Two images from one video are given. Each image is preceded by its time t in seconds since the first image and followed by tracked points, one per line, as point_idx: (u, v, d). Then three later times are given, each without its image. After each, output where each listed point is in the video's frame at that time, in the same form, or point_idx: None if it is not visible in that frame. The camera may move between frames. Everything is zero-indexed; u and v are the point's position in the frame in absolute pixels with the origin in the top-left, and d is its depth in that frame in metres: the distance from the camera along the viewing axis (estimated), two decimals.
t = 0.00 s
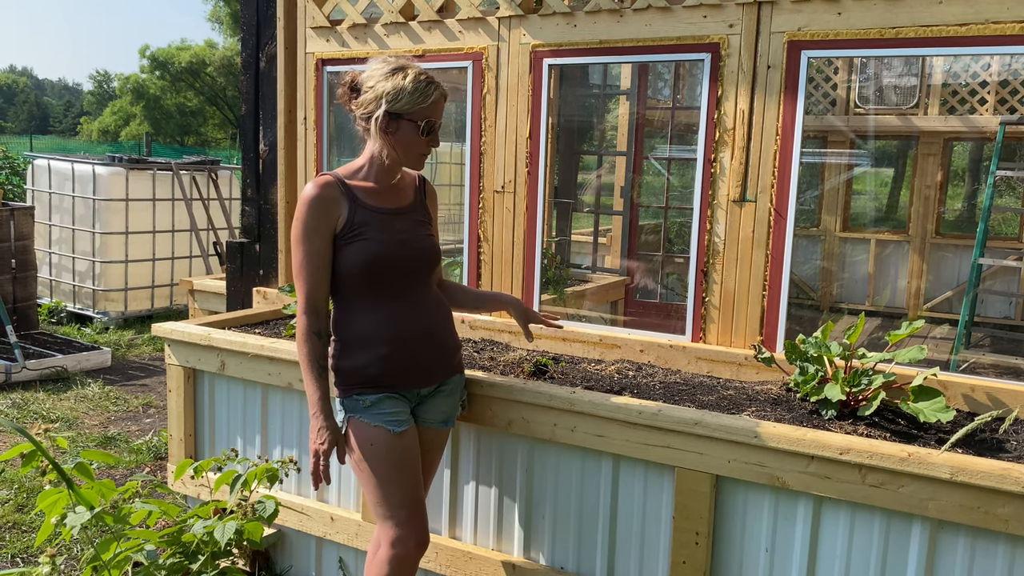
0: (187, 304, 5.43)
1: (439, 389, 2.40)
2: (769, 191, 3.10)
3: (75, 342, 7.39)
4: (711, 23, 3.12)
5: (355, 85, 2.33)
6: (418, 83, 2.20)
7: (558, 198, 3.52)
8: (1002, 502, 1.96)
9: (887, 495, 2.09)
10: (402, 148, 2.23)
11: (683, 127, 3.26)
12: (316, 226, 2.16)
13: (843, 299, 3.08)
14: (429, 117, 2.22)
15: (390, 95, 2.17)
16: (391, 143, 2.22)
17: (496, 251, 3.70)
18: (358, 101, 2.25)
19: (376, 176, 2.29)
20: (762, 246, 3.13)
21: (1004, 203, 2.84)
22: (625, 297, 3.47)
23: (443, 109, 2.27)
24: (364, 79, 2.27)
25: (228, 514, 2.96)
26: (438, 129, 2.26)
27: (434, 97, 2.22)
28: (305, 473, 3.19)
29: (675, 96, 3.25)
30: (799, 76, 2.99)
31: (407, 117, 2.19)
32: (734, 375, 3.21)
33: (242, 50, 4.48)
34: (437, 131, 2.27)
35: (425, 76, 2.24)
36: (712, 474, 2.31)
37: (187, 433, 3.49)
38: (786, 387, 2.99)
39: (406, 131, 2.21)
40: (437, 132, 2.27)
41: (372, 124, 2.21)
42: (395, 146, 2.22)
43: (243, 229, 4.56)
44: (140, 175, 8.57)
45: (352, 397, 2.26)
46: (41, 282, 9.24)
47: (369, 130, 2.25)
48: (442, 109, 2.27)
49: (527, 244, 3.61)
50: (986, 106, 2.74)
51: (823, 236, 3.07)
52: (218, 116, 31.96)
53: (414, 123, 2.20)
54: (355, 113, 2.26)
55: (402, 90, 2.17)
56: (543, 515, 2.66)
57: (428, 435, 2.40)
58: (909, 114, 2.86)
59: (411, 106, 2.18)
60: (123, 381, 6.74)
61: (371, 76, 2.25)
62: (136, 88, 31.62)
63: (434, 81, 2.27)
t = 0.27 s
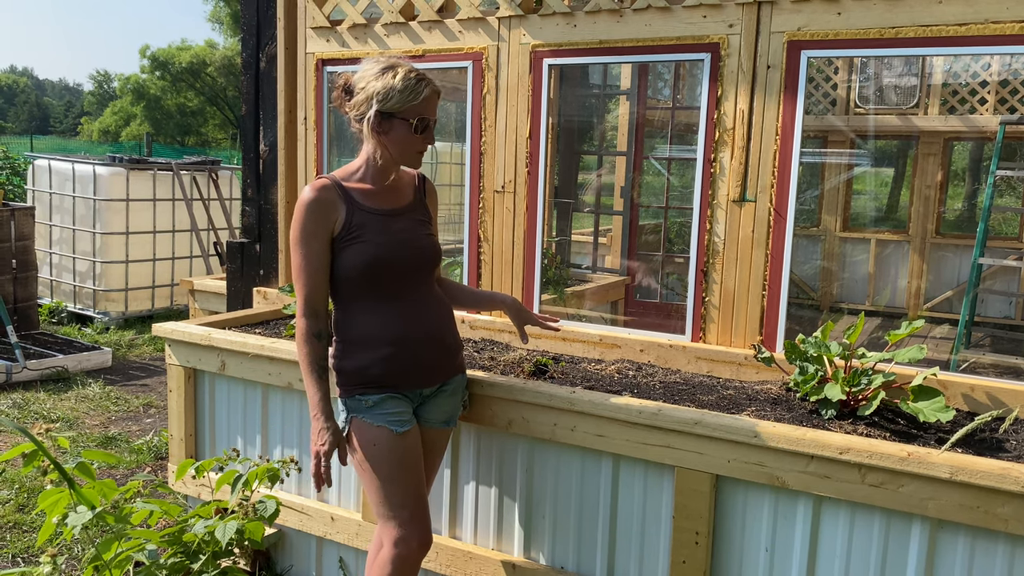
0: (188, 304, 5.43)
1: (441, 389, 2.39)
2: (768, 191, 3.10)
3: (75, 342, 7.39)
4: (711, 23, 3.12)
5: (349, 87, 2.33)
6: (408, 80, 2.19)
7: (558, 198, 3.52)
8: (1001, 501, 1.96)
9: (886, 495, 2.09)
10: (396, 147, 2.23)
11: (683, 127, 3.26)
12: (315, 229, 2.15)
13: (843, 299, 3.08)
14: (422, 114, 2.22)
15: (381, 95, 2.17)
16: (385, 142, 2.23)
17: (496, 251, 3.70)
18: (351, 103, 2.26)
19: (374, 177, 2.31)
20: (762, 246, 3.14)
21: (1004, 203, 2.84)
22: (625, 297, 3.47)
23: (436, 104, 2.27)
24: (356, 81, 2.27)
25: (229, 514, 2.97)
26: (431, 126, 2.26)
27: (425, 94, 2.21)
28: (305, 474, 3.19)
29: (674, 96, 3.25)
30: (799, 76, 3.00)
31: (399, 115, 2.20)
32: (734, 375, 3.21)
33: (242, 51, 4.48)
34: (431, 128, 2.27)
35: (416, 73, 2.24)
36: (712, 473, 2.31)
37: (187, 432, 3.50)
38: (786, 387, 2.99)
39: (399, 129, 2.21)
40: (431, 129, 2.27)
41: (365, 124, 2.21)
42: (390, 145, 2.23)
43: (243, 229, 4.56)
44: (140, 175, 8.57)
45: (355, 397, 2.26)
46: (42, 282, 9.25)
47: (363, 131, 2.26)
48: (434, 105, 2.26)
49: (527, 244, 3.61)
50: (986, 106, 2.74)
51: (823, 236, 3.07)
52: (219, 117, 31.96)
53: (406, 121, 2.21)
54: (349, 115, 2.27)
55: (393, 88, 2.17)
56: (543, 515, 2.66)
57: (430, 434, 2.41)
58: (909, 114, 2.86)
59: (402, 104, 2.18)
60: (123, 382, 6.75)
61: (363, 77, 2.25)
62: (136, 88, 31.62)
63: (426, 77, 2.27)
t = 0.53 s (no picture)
0: (188, 304, 5.43)
1: (440, 389, 2.39)
2: (768, 191, 3.10)
3: (75, 342, 7.39)
4: (711, 23, 3.12)
5: (342, 89, 2.33)
6: (402, 78, 2.19)
7: (558, 198, 3.53)
8: (1001, 501, 1.96)
9: (886, 495, 2.09)
10: (392, 145, 2.23)
11: (683, 127, 3.26)
12: (310, 230, 2.16)
13: (843, 299, 3.08)
14: (417, 111, 2.22)
15: (375, 94, 2.17)
16: (382, 141, 2.23)
17: (496, 251, 3.71)
18: (345, 105, 2.26)
19: (371, 178, 2.31)
20: (762, 246, 3.14)
21: (1004, 203, 2.84)
22: (625, 297, 3.47)
23: (430, 101, 2.27)
24: (350, 82, 2.28)
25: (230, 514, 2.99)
26: (427, 123, 2.25)
27: (420, 90, 2.21)
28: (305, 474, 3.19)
29: (675, 96, 3.25)
30: (799, 76, 3.00)
31: (394, 113, 2.19)
32: (734, 375, 3.21)
33: (242, 51, 4.48)
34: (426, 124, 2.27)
35: (409, 71, 2.24)
36: (712, 473, 2.31)
37: (187, 432, 3.50)
38: (786, 387, 2.99)
39: (395, 128, 2.21)
40: (427, 126, 2.27)
41: (359, 124, 2.21)
42: (385, 144, 2.23)
43: (243, 229, 4.56)
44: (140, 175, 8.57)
45: (354, 399, 2.26)
46: (42, 282, 9.25)
47: (359, 132, 2.26)
48: (429, 102, 2.26)
49: (527, 244, 3.61)
50: (986, 106, 2.74)
51: (823, 236, 3.07)
52: (218, 117, 31.96)
53: (401, 120, 2.20)
54: (344, 118, 2.28)
55: (387, 87, 2.17)
56: (543, 515, 2.66)
57: (429, 435, 2.41)
58: (909, 114, 2.86)
59: (397, 102, 2.18)
60: (123, 382, 6.74)
61: (357, 78, 2.26)
62: (136, 88, 31.62)
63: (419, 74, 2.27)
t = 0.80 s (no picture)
0: (187, 305, 5.43)
1: (439, 389, 2.40)
2: (768, 191, 3.10)
3: (75, 342, 7.39)
4: (710, 23, 3.12)
5: (338, 89, 2.32)
6: (400, 79, 2.20)
7: (557, 198, 3.53)
8: (1000, 501, 1.96)
9: (885, 495, 2.09)
10: (390, 145, 2.23)
11: (683, 128, 3.26)
12: (306, 232, 2.15)
13: (843, 299, 3.08)
14: (415, 112, 2.22)
15: (373, 94, 2.17)
16: (379, 141, 2.23)
17: (496, 251, 3.71)
18: (342, 105, 2.26)
19: (367, 179, 2.30)
20: (761, 246, 3.14)
21: (1004, 203, 2.83)
22: (624, 297, 3.47)
23: (427, 102, 2.28)
24: (347, 82, 2.27)
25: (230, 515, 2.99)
26: (424, 123, 2.26)
27: (418, 91, 2.22)
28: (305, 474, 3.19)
29: (674, 97, 3.25)
30: (798, 76, 3.00)
31: (392, 113, 2.20)
32: (734, 375, 3.21)
33: (242, 51, 4.48)
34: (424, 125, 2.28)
35: (407, 72, 2.24)
36: (711, 474, 2.31)
37: (186, 433, 3.50)
38: (785, 387, 2.99)
39: (393, 128, 2.21)
40: (424, 126, 2.27)
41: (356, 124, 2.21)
42: (383, 145, 2.23)
43: (243, 230, 4.57)
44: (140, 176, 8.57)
45: (353, 401, 2.26)
46: (41, 282, 9.25)
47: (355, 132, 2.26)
48: (426, 102, 2.27)
49: (526, 245, 3.61)
50: (986, 106, 2.74)
51: (823, 236, 3.07)
52: (218, 117, 31.97)
53: (399, 120, 2.21)
54: (340, 118, 2.27)
55: (385, 87, 2.17)
56: (542, 515, 2.66)
57: (428, 436, 2.41)
58: (908, 114, 2.86)
59: (395, 102, 2.18)
60: (123, 382, 6.74)
61: (354, 77, 2.26)
62: (136, 89, 31.60)
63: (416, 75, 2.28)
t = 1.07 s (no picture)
0: (187, 306, 5.43)
1: (442, 390, 2.40)
2: (768, 192, 3.11)
3: (75, 343, 7.40)
4: (710, 25, 3.13)
5: (341, 88, 2.31)
6: (408, 83, 2.21)
7: (557, 199, 3.53)
8: (1000, 502, 1.96)
9: (885, 496, 2.09)
10: (396, 149, 2.24)
11: (682, 128, 3.27)
12: (307, 235, 2.15)
13: (842, 300, 3.09)
14: (421, 118, 2.24)
15: (383, 97, 2.17)
16: (386, 144, 2.23)
17: (496, 252, 3.71)
18: (345, 104, 2.25)
19: (366, 180, 2.31)
20: (761, 247, 3.14)
21: (1004, 204, 2.84)
22: (624, 298, 3.47)
23: (431, 107, 2.29)
24: (352, 81, 2.27)
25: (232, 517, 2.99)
26: (428, 128, 2.28)
27: (425, 97, 2.23)
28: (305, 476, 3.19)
29: (674, 98, 3.26)
30: (798, 77, 3.00)
31: (399, 117, 2.20)
32: (733, 376, 3.21)
33: (242, 52, 4.49)
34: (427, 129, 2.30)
35: (412, 75, 2.25)
36: (710, 474, 2.32)
37: (186, 434, 3.50)
38: (785, 388, 2.99)
39: (399, 132, 2.22)
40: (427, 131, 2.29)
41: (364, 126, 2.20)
42: (387, 148, 2.23)
43: (243, 231, 4.57)
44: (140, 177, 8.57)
45: (356, 404, 2.26)
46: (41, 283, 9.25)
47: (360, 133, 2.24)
48: (430, 107, 2.28)
49: (526, 246, 3.61)
50: (986, 107, 2.74)
51: (823, 237, 3.07)
52: (218, 118, 31.98)
53: (405, 124, 2.22)
54: (343, 116, 2.26)
55: (395, 90, 2.18)
56: (542, 515, 2.66)
57: (431, 436, 2.42)
58: (908, 115, 2.86)
59: (404, 107, 2.19)
60: (123, 383, 6.74)
61: (360, 78, 2.25)
62: (136, 89, 31.61)
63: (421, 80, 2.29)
